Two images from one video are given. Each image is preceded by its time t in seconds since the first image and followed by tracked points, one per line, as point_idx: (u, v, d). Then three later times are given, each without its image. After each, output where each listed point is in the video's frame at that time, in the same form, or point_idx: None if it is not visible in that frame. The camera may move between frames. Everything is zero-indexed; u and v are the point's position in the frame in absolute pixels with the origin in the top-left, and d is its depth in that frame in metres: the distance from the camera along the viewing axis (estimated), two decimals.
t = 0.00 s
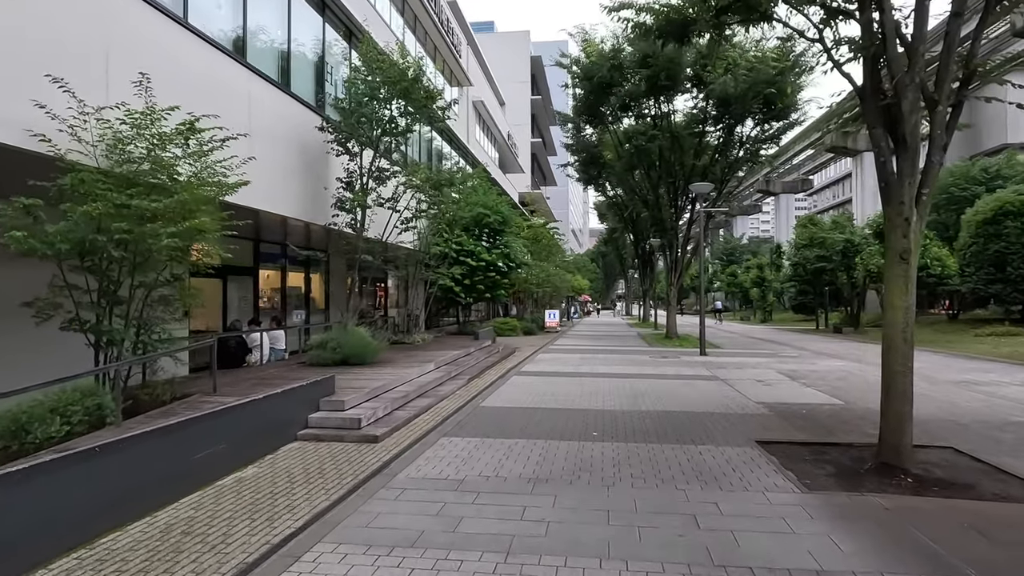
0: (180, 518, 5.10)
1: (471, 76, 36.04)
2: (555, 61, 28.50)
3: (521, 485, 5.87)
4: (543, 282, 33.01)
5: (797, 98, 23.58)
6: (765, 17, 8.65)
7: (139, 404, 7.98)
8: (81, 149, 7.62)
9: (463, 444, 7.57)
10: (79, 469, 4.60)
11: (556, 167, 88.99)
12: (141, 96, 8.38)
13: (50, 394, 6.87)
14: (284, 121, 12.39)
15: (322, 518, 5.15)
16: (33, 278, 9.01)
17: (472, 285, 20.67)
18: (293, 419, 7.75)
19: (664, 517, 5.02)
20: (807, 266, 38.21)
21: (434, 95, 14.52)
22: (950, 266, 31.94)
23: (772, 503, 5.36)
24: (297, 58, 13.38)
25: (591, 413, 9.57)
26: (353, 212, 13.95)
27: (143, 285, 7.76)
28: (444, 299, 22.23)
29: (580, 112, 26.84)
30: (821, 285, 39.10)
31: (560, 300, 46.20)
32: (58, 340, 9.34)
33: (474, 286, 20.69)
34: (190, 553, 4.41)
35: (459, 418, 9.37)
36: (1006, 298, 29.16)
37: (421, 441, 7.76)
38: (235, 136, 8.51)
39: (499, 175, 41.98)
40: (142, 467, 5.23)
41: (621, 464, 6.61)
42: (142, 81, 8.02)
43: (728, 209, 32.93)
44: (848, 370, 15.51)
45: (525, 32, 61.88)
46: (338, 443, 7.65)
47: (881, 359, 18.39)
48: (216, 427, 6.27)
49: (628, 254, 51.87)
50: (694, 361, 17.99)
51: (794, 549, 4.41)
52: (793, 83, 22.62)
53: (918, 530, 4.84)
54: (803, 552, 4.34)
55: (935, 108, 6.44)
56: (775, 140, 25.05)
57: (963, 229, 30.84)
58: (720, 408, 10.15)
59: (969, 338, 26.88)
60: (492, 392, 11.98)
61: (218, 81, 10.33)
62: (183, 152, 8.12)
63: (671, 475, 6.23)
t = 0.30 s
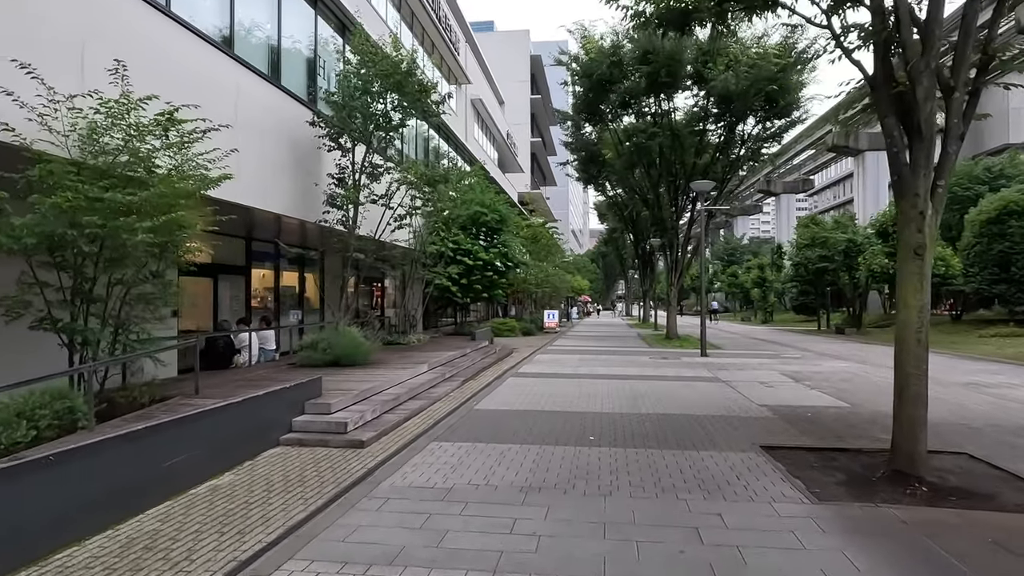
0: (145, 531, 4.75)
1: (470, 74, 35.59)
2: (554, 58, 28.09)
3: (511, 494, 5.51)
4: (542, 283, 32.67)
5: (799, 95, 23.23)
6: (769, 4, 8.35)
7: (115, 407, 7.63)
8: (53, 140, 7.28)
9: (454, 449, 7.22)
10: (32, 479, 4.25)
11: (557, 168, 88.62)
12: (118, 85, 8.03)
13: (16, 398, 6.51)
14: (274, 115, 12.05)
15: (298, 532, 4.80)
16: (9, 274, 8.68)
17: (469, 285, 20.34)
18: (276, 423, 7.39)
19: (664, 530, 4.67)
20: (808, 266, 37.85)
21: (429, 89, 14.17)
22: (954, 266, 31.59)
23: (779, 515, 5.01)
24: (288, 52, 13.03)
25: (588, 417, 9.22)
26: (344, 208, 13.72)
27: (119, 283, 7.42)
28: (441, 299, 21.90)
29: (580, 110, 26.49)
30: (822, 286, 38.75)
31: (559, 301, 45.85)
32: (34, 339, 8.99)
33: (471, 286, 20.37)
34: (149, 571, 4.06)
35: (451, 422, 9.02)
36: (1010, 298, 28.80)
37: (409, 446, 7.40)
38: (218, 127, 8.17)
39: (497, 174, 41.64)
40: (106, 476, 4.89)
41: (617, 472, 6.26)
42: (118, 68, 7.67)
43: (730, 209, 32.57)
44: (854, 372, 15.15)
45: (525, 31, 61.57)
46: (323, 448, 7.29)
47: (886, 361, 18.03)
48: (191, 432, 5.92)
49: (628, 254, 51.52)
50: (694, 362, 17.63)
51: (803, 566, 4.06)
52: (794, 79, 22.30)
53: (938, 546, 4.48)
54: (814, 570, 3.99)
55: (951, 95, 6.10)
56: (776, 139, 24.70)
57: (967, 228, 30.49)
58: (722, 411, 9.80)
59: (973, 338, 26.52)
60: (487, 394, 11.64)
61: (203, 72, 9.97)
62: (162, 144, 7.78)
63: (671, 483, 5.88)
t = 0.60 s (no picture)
0: (106, 553, 4.43)
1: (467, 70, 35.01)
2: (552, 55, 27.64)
3: (501, 510, 5.20)
4: (541, 283, 32.33)
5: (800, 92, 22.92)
6: None
7: (90, 414, 7.28)
8: (23, 134, 6.95)
9: (443, 459, 6.90)
10: None
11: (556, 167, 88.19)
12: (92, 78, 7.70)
13: None
14: (263, 112, 11.72)
15: (270, 552, 4.49)
16: None
17: (465, 285, 20.02)
18: (258, 432, 7.06)
19: (663, 552, 4.35)
20: (809, 266, 37.53)
21: (422, 85, 13.85)
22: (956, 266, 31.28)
23: (786, 534, 4.69)
24: (277, 46, 12.69)
25: (584, 423, 8.90)
26: (336, 207, 13.44)
27: (93, 285, 7.09)
28: (437, 299, 21.57)
29: (578, 108, 26.11)
30: (823, 285, 38.42)
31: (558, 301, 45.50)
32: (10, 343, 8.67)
33: (467, 287, 20.05)
34: None
35: (442, 428, 8.69)
36: (1013, 298, 28.49)
37: (396, 455, 7.09)
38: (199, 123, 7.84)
39: (495, 173, 41.22)
40: (66, 492, 4.57)
41: (613, 484, 5.95)
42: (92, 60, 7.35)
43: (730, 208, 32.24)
44: (857, 374, 14.82)
45: (524, 30, 61.18)
46: (306, 457, 6.98)
47: (889, 363, 17.73)
48: (163, 443, 5.59)
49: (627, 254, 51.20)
50: (694, 364, 17.30)
51: None
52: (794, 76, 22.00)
53: (957, 569, 4.17)
54: None
55: (965, 87, 5.78)
56: (776, 137, 24.39)
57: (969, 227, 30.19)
58: (723, 416, 9.47)
59: (976, 339, 26.20)
60: (481, 398, 11.32)
61: (187, 66, 9.64)
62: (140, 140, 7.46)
63: (670, 497, 5.56)
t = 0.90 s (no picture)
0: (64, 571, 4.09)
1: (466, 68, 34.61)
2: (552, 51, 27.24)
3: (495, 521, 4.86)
4: (540, 282, 32.01)
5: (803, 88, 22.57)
6: None
7: (66, 418, 6.93)
8: None
9: (435, 465, 6.56)
10: None
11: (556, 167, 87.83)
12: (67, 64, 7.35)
13: None
14: (252, 105, 11.37)
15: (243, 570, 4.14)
16: None
17: (463, 284, 19.66)
18: (240, 436, 6.70)
19: (668, 568, 4.02)
20: (811, 265, 37.19)
21: (417, 78, 13.49)
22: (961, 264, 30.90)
23: (799, 547, 4.36)
24: (268, 38, 12.34)
25: (583, 426, 8.55)
26: (328, 204, 13.08)
27: (66, 282, 6.74)
28: (434, 298, 21.22)
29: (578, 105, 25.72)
30: (826, 284, 38.07)
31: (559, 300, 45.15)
32: None
33: (465, 286, 19.70)
34: None
35: (435, 431, 8.35)
36: (1018, 297, 28.11)
37: (385, 461, 6.74)
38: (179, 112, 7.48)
39: (495, 172, 40.89)
40: (23, 505, 4.22)
41: (614, 492, 5.61)
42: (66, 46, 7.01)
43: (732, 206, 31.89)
44: (865, 375, 14.45)
45: (524, 28, 60.82)
46: (291, 463, 6.63)
47: (896, 363, 17.37)
48: (135, 449, 5.23)
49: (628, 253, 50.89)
50: (697, 365, 16.95)
51: None
52: (797, 72, 21.67)
53: None
54: None
55: (989, 71, 5.43)
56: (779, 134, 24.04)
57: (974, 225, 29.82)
58: (727, 419, 9.14)
59: (981, 339, 25.84)
60: (477, 400, 10.97)
61: (171, 55, 9.28)
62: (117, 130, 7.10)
63: (675, 507, 5.22)
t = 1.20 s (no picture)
0: None
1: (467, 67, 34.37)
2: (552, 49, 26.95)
3: (491, 540, 4.55)
4: (541, 282, 31.72)
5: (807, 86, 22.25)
6: None
7: (43, 426, 6.61)
8: None
9: (429, 476, 6.24)
10: None
11: (557, 167, 87.56)
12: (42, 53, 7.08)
13: None
14: (245, 101, 11.07)
15: None
16: None
17: (462, 285, 19.35)
18: (226, 445, 6.39)
19: None
20: (815, 265, 36.87)
21: (414, 75, 13.18)
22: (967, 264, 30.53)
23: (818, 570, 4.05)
24: (262, 33, 12.05)
25: (585, 433, 8.24)
26: (322, 202, 12.78)
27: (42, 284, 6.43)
28: (433, 299, 20.91)
29: (579, 104, 25.44)
30: (829, 285, 37.73)
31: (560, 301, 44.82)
32: None
33: (464, 286, 19.39)
34: None
35: (431, 439, 8.03)
36: None
37: (377, 471, 6.43)
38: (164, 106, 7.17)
39: (496, 172, 40.62)
40: None
41: (618, 506, 5.29)
42: (43, 36, 6.71)
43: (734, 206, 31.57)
44: (873, 378, 14.11)
45: (525, 27, 60.54)
46: (279, 473, 6.32)
47: (904, 365, 17.03)
48: (112, 462, 4.92)
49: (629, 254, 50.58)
50: (701, 367, 16.62)
51: None
52: (801, 69, 21.36)
53: None
54: None
55: (1017, 59, 5.16)
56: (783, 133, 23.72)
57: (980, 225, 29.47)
58: (734, 425, 8.81)
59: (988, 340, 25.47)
60: (475, 404, 10.66)
61: (158, 48, 8.99)
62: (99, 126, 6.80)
63: (683, 524, 4.90)
